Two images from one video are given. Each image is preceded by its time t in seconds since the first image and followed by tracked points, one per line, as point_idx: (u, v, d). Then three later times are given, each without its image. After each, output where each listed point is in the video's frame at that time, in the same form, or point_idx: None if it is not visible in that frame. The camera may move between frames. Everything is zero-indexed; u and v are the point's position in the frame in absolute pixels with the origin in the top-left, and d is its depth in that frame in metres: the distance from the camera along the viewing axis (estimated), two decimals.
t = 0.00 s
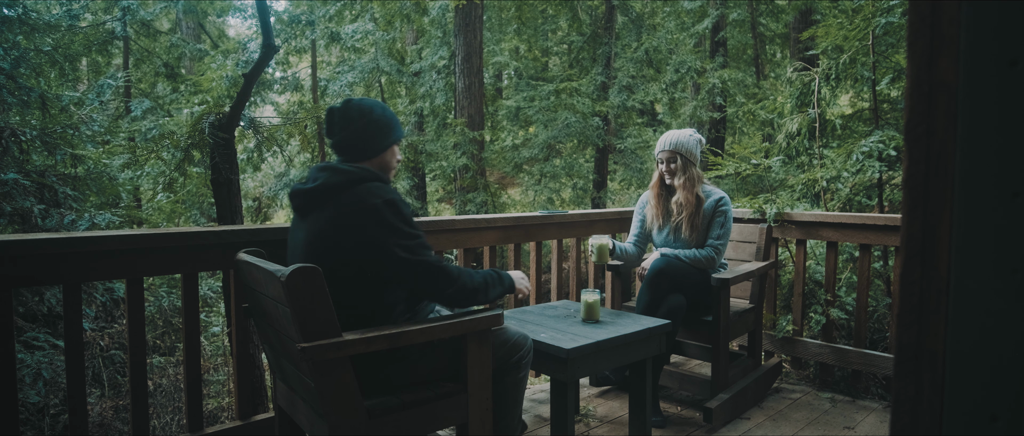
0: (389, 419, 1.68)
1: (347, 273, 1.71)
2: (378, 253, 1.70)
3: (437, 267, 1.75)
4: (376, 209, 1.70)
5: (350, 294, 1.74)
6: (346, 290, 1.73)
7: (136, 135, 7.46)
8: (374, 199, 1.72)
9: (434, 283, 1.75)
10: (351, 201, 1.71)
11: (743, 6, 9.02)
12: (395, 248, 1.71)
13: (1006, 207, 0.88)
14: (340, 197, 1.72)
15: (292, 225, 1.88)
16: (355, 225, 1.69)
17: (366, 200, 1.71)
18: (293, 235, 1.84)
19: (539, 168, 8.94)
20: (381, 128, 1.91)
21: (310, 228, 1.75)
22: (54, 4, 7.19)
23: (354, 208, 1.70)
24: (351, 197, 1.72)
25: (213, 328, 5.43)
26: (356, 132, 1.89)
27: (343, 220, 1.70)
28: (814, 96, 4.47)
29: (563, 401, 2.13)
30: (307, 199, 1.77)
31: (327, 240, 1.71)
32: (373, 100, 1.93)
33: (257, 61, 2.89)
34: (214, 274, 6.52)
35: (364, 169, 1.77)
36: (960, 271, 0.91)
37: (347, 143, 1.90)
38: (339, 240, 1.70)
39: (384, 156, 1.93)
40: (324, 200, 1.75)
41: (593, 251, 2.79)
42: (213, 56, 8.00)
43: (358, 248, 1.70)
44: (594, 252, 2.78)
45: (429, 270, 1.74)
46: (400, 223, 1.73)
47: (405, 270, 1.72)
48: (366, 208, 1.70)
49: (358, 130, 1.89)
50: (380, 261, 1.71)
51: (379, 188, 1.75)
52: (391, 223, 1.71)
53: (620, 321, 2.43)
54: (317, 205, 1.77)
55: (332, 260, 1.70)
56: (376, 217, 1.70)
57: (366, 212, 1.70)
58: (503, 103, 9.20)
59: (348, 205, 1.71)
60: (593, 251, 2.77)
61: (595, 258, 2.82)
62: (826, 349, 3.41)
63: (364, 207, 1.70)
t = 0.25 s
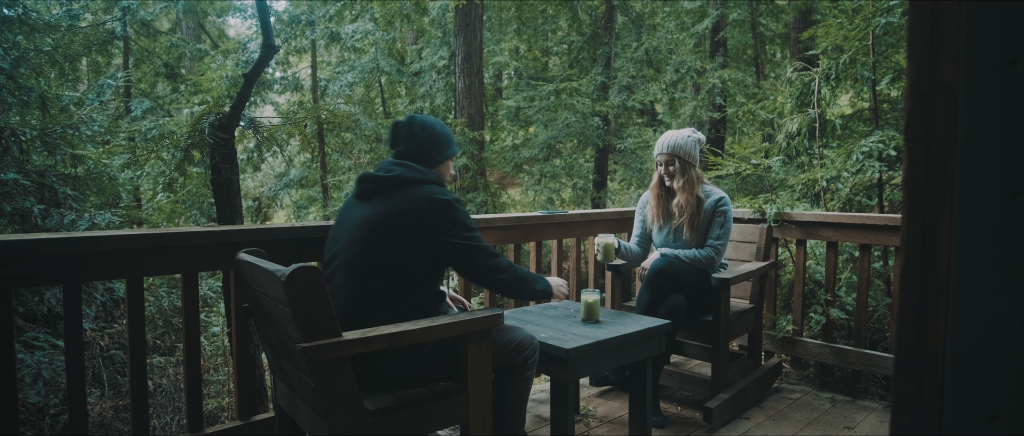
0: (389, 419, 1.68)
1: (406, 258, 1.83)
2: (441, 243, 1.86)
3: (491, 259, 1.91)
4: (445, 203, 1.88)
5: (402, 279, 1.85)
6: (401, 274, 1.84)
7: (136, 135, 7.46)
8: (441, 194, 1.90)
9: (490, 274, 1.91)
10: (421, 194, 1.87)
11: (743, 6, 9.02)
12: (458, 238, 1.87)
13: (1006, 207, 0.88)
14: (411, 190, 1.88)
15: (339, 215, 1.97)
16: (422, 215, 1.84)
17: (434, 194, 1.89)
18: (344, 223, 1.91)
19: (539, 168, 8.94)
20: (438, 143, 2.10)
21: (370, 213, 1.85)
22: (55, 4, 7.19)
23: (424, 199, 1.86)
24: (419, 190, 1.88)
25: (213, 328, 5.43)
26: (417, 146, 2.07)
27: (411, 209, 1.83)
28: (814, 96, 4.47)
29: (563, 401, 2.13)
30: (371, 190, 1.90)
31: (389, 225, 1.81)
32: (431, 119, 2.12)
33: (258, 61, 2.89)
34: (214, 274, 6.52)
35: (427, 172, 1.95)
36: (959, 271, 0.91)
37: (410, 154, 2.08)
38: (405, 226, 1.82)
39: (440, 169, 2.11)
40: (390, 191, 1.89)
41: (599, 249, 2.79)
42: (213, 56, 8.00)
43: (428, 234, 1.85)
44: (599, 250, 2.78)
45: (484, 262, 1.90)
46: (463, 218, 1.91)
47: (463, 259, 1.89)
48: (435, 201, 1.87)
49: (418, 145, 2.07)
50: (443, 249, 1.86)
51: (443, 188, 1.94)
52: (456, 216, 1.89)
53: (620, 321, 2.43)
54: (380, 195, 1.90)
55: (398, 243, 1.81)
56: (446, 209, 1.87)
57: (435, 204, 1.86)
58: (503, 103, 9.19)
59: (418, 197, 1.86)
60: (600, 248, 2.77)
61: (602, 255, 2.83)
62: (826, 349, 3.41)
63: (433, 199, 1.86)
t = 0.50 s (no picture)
0: (390, 418, 1.69)
1: (441, 256, 1.92)
2: (473, 245, 1.96)
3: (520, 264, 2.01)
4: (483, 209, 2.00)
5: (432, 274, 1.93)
6: (432, 270, 1.92)
7: (136, 135, 7.46)
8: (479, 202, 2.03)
9: (519, 280, 2.01)
10: (461, 199, 1.99)
11: (743, 6, 9.02)
12: (490, 242, 1.98)
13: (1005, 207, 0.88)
14: (454, 197, 2.00)
15: (374, 213, 2.02)
16: (461, 217, 1.94)
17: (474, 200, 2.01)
18: (383, 216, 1.99)
19: (539, 168, 8.94)
20: (475, 163, 2.21)
21: (411, 211, 1.94)
22: (54, 4, 7.19)
23: (465, 205, 1.97)
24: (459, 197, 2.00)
25: (213, 328, 5.43)
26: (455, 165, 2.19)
27: (452, 210, 1.94)
28: (814, 96, 4.47)
29: (563, 401, 2.13)
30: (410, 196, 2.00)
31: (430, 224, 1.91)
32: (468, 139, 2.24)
33: (258, 61, 2.89)
34: (214, 274, 6.52)
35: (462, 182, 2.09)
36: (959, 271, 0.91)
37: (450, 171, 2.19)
38: (445, 226, 1.92)
39: (476, 187, 2.22)
40: (430, 195, 2.00)
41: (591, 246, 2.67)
42: (213, 56, 8.00)
43: (467, 236, 1.95)
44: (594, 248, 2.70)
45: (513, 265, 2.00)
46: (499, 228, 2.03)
47: (492, 261, 1.98)
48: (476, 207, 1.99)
49: (456, 165, 2.19)
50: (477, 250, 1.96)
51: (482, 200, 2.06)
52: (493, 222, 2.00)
53: (620, 321, 2.43)
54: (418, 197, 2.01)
55: (438, 242, 1.91)
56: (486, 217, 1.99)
57: (475, 209, 1.98)
58: (503, 103, 9.19)
59: (458, 201, 1.97)
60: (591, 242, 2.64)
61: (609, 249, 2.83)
62: (826, 349, 3.41)
63: (472, 205, 1.99)
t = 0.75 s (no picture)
0: (390, 419, 1.69)
1: (448, 254, 1.94)
2: (482, 246, 1.98)
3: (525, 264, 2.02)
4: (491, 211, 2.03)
5: (438, 273, 1.94)
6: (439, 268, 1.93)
7: (136, 135, 7.46)
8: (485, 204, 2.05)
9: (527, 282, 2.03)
10: (469, 201, 2.02)
11: (743, 6, 9.02)
12: (497, 243, 1.99)
13: (1006, 208, 0.88)
14: (463, 200, 2.02)
15: (382, 214, 2.03)
16: (469, 220, 1.97)
17: (481, 202, 2.03)
18: (391, 216, 2.00)
19: (539, 168, 8.94)
20: (480, 168, 2.22)
21: (420, 211, 1.95)
22: (54, 4, 7.19)
23: (473, 206, 2.00)
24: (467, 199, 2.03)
25: (213, 328, 5.43)
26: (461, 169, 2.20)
27: (461, 212, 1.97)
28: (814, 96, 4.47)
29: (563, 401, 2.13)
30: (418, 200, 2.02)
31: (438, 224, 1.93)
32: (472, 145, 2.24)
33: (258, 61, 2.89)
34: (214, 274, 6.52)
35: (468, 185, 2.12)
36: (960, 271, 0.91)
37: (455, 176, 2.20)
38: (453, 225, 1.94)
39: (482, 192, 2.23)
40: (438, 197, 2.02)
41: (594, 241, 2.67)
42: (213, 56, 7.99)
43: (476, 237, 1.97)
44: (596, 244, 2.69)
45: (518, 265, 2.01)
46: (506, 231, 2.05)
47: (497, 261, 2.00)
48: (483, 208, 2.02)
49: (460, 169, 2.20)
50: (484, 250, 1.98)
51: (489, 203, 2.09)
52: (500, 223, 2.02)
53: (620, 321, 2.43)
54: (425, 199, 2.04)
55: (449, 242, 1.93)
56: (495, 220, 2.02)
57: (482, 210, 2.00)
58: (503, 103, 9.19)
59: (466, 203, 2.00)
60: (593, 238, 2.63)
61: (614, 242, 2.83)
62: (826, 349, 3.41)
63: (479, 208, 2.01)
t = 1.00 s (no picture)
0: (390, 419, 1.69)
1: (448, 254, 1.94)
2: (481, 245, 1.98)
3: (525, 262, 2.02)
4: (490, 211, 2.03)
5: (438, 272, 1.94)
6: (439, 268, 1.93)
7: (136, 135, 7.45)
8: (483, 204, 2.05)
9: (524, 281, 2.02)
10: (468, 201, 2.02)
11: (743, 6, 9.02)
12: (496, 241, 1.99)
13: (1006, 207, 0.88)
14: (462, 199, 2.03)
15: (381, 215, 2.03)
16: (469, 220, 1.97)
17: (480, 202, 2.04)
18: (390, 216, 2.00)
19: (539, 168, 8.94)
20: (475, 166, 2.22)
21: (419, 212, 1.96)
22: (54, 4, 7.19)
23: (471, 206, 2.00)
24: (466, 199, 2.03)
25: (213, 328, 5.43)
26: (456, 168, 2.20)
27: (460, 212, 1.97)
28: (814, 96, 4.47)
29: (563, 401, 2.13)
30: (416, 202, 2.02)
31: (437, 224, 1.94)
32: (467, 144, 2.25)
33: (257, 61, 2.89)
34: (214, 274, 6.52)
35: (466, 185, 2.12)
36: (960, 271, 0.91)
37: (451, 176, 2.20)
38: (452, 226, 1.95)
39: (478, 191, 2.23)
40: (437, 197, 2.03)
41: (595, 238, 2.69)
42: (213, 57, 7.99)
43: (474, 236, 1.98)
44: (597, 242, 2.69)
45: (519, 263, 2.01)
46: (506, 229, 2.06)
47: (498, 260, 2.00)
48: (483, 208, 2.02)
49: (456, 168, 2.20)
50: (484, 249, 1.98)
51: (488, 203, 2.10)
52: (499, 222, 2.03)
53: (620, 321, 2.43)
54: (424, 200, 2.04)
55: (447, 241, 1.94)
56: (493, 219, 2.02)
57: (480, 210, 2.01)
58: (503, 103, 9.18)
59: (465, 203, 2.00)
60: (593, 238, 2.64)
61: (616, 231, 2.84)
62: (826, 349, 3.41)
63: (478, 207, 2.01)
